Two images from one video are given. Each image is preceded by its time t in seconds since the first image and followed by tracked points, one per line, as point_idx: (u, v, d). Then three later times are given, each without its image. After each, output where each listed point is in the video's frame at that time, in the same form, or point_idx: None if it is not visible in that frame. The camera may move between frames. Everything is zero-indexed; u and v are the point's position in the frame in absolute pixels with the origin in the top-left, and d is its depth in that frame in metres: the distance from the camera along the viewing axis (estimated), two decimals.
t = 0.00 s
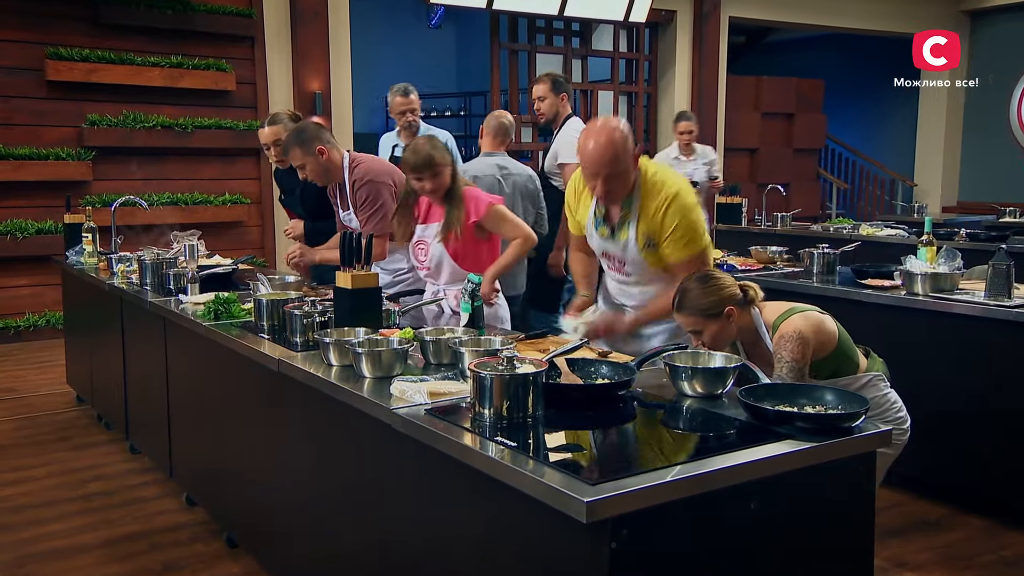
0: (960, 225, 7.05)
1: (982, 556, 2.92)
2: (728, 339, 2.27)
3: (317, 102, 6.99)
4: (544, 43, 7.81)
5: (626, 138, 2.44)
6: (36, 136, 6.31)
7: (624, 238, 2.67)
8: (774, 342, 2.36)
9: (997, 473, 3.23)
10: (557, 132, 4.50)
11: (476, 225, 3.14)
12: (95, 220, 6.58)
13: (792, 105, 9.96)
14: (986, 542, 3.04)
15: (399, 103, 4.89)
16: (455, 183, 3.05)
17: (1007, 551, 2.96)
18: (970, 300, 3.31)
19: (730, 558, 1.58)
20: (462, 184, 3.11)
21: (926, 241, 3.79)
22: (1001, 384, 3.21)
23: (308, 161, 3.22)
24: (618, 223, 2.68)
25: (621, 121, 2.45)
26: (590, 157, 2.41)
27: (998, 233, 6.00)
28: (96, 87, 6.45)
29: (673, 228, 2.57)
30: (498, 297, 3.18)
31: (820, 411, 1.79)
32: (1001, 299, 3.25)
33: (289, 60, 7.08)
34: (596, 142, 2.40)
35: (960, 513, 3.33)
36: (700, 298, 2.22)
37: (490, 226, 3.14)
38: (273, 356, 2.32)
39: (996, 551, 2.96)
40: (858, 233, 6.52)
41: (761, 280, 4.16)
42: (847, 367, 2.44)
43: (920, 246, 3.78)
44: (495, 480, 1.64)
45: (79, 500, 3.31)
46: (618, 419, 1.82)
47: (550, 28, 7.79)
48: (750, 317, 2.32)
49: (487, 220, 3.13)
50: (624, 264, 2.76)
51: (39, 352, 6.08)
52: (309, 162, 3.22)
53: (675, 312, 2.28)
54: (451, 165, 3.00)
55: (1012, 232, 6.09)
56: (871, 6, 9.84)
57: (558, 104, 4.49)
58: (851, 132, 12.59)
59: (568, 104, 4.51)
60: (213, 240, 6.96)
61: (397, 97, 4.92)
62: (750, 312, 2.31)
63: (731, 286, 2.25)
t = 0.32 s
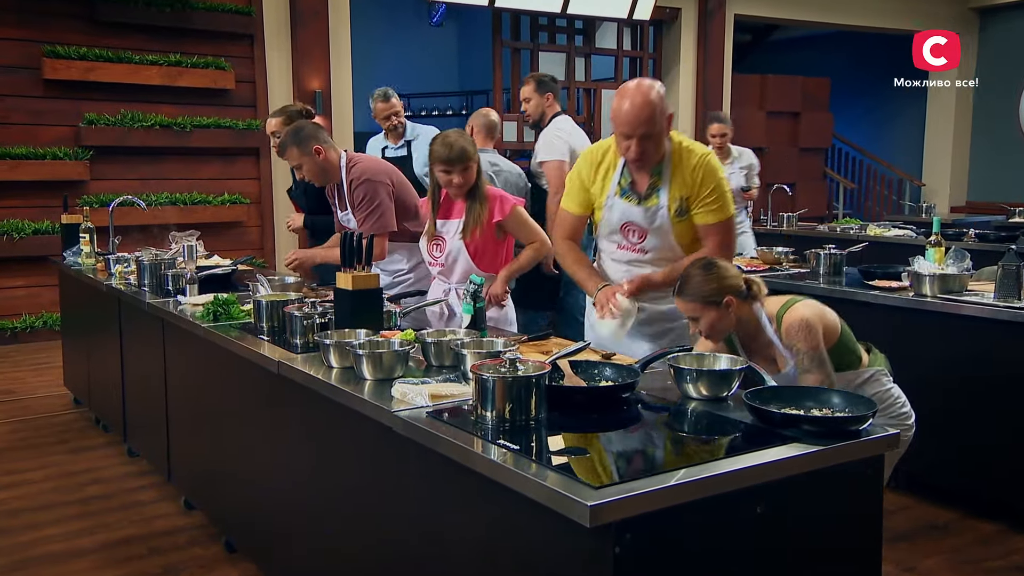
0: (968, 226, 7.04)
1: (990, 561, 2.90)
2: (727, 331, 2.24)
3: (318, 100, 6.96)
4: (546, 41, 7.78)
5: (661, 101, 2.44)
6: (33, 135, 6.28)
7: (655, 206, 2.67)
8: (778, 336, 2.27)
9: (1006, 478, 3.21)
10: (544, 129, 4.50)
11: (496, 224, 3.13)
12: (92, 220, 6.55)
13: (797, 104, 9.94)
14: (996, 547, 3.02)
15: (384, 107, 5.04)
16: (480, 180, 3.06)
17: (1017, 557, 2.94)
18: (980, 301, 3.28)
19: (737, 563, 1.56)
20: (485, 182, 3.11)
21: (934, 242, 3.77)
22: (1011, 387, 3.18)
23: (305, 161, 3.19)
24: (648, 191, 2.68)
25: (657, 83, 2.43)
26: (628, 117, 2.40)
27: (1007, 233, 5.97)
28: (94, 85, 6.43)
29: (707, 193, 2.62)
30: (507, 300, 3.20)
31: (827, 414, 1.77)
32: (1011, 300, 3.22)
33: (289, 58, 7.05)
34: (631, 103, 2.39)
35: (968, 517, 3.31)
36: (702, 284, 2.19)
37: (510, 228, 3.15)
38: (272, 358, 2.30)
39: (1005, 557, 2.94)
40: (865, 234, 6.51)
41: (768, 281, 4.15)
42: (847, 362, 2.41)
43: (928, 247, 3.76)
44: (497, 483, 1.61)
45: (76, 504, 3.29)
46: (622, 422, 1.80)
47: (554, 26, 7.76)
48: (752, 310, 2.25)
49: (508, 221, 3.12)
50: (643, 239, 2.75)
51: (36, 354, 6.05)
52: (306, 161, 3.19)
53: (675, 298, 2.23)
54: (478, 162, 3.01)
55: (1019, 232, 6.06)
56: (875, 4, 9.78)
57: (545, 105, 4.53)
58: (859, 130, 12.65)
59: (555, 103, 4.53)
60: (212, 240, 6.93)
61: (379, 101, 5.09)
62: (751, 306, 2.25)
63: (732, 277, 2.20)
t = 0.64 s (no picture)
0: (974, 226, 7.01)
1: (997, 567, 2.88)
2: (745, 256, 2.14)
3: (317, 99, 6.93)
4: (548, 40, 7.75)
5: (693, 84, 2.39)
6: (30, 135, 6.27)
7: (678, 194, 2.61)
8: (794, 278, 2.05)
9: (1014, 483, 3.19)
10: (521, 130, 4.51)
11: (504, 224, 3.11)
12: (89, 220, 6.53)
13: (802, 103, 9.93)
14: (1004, 552, 3.00)
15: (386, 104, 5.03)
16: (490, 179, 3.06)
17: None
18: (987, 303, 3.26)
19: (742, 569, 1.54)
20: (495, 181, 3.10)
21: (941, 243, 3.75)
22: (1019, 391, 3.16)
23: (301, 162, 3.19)
24: (671, 178, 2.62)
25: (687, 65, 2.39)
26: (660, 96, 2.35)
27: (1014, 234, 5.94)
28: (91, 85, 6.41)
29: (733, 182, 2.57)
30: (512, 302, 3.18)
31: (833, 417, 1.74)
32: (1018, 302, 3.20)
33: (288, 57, 7.02)
34: (661, 83, 2.34)
35: (975, 521, 3.29)
36: (729, 202, 2.11)
37: (517, 228, 3.13)
38: (271, 360, 2.27)
39: (1012, 563, 2.92)
40: (870, 234, 6.49)
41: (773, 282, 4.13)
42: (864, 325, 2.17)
43: (935, 248, 3.72)
44: (498, 487, 1.59)
45: (72, 507, 3.27)
46: (624, 425, 1.77)
47: (555, 24, 7.73)
48: (775, 246, 2.11)
49: (516, 220, 3.10)
50: (662, 227, 2.67)
51: (32, 355, 6.03)
52: (302, 163, 3.19)
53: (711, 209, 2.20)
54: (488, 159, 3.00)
55: None
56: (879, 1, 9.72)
57: (522, 106, 4.54)
58: (865, 130, 12.63)
59: (531, 104, 4.52)
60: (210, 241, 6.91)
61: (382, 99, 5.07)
62: (776, 236, 2.10)
63: (765, 204, 2.07)
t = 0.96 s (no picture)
0: (979, 228, 7.00)
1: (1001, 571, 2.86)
2: (774, 178, 2.64)
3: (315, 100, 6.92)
4: (550, 40, 7.74)
5: (684, 76, 2.35)
6: (27, 135, 6.25)
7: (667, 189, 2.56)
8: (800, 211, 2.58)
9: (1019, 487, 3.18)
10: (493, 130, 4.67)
11: (506, 224, 3.09)
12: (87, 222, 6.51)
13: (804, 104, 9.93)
14: (1008, 557, 2.99)
15: (384, 110, 5.36)
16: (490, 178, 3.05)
17: None
18: (992, 305, 3.24)
19: None
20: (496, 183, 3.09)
21: (946, 245, 3.73)
22: None
23: (300, 163, 3.18)
24: (661, 172, 2.58)
25: (679, 57, 2.36)
26: (651, 87, 2.33)
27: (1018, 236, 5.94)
28: (89, 85, 6.39)
29: (722, 179, 2.52)
30: (513, 304, 3.16)
31: (836, 420, 1.73)
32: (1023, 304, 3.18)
33: (287, 57, 7.00)
34: (654, 75, 2.31)
35: (979, 526, 3.27)
36: (777, 128, 2.58)
37: (519, 229, 3.11)
38: (270, 363, 2.26)
39: (1015, 568, 2.90)
40: (875, 237, 6.48)
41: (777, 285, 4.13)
42: (838, 289, 2.34)
43: (940, 250, 3.71)
44: (498, 492, 1.58)
45: (69, 512, 3.25)
46: (626, 428, 1.75)
47: (556, 24, 7.71)
48: (799, 180, 2.58)
49: (518, 220, 3.08)
50: (651, 223, 2.60)
51: (29, 358, 6.02)
52: (300, 164, 3.18)
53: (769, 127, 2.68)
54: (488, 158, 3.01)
55: None
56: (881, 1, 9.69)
57: (492, 108, 4.69)
58: (868, 131, 12.63)
59: (501, 106, 4.68)
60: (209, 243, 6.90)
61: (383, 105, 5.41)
62: (803, 173, 2.58)
63: (805, 142, 2.54)
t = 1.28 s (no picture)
0: (984, 232, 6.99)
1: None
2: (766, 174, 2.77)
3: (318, 104, 6.92)
4: (552, 44, 7.73)
5: (657, 75, 2.33)
6: (30, 139, 6.25)
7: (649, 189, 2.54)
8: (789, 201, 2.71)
9: None
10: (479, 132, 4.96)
11: (512, 228, 3.10)
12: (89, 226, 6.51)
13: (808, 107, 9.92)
14: (1015, 562, 2.98)
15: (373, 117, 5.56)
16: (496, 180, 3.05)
17: None
18: (997, 310, 3.23)
19: None
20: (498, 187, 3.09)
21: (951, 249, 3.72)
22: None
23: (306, 167, 3.16)
24: (641, 175, 2.56)
25: (651, 58, 2.35)
26: (625, 89, 2.30)
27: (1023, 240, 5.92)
28: (91, 89, 6.39)
29: (703, 177, 2.49)
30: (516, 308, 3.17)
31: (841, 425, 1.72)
32: None
33: (289, 61, 7.01)
34: (627, 77, 2.29)
35: (985, 532, 3.26)
36: (769, 125, 2.73)
37: (522, 233, 3.11)
38: (273, 367, 2.26)
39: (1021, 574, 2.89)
40: (880, 241, 6.48)
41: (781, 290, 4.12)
42: (800, 276, 2.62)
43: (944, 254, 3.70)
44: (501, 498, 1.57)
45: (71, 516, 3.25)
46: (631, 434, 1.74)
47: (559, 28, 7.70)
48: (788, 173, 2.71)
49: (520, 224, 3.09)
50: (634, 223, 2.58)
51: (31, 362, 6.02)
52: (307, 167, 3.16)
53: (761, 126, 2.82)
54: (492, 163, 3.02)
55: None
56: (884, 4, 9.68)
57: (478, 112, 4.98)
58: (872, 133, 12.62)
59: (486, 110, 4.95)
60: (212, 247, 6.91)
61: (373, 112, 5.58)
62: (792, 165, 2.70)
63: (794, 136, 2.69)
